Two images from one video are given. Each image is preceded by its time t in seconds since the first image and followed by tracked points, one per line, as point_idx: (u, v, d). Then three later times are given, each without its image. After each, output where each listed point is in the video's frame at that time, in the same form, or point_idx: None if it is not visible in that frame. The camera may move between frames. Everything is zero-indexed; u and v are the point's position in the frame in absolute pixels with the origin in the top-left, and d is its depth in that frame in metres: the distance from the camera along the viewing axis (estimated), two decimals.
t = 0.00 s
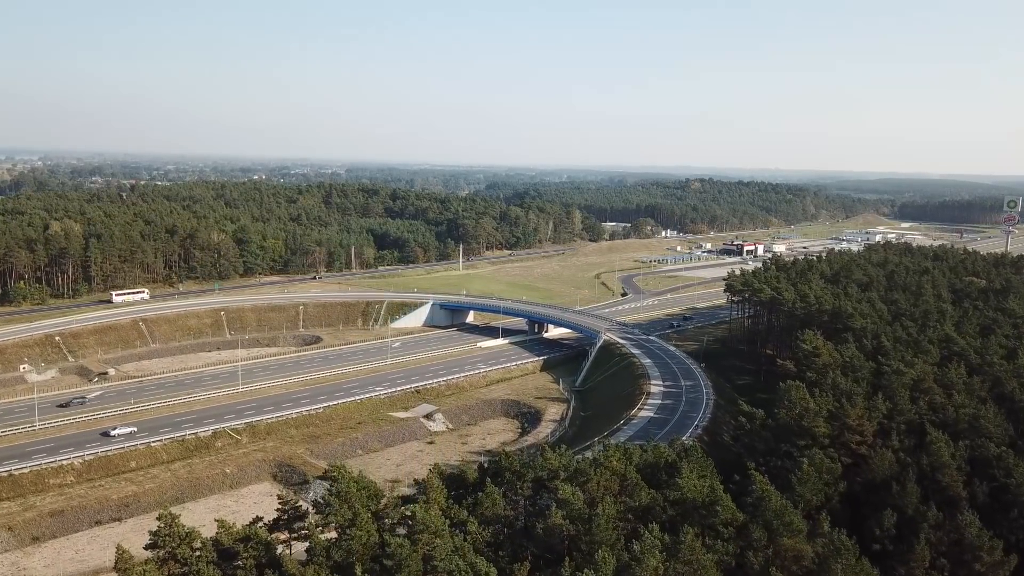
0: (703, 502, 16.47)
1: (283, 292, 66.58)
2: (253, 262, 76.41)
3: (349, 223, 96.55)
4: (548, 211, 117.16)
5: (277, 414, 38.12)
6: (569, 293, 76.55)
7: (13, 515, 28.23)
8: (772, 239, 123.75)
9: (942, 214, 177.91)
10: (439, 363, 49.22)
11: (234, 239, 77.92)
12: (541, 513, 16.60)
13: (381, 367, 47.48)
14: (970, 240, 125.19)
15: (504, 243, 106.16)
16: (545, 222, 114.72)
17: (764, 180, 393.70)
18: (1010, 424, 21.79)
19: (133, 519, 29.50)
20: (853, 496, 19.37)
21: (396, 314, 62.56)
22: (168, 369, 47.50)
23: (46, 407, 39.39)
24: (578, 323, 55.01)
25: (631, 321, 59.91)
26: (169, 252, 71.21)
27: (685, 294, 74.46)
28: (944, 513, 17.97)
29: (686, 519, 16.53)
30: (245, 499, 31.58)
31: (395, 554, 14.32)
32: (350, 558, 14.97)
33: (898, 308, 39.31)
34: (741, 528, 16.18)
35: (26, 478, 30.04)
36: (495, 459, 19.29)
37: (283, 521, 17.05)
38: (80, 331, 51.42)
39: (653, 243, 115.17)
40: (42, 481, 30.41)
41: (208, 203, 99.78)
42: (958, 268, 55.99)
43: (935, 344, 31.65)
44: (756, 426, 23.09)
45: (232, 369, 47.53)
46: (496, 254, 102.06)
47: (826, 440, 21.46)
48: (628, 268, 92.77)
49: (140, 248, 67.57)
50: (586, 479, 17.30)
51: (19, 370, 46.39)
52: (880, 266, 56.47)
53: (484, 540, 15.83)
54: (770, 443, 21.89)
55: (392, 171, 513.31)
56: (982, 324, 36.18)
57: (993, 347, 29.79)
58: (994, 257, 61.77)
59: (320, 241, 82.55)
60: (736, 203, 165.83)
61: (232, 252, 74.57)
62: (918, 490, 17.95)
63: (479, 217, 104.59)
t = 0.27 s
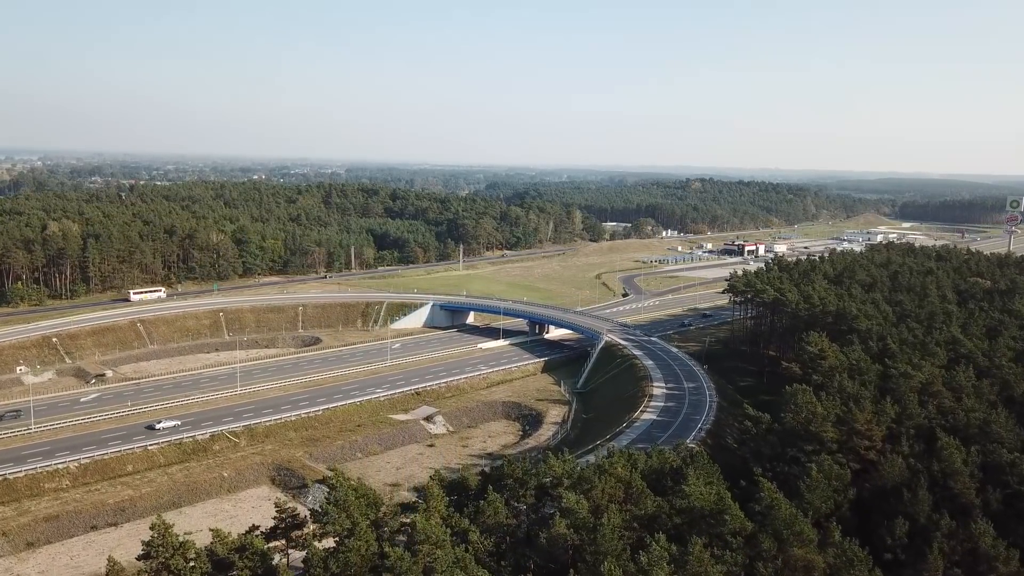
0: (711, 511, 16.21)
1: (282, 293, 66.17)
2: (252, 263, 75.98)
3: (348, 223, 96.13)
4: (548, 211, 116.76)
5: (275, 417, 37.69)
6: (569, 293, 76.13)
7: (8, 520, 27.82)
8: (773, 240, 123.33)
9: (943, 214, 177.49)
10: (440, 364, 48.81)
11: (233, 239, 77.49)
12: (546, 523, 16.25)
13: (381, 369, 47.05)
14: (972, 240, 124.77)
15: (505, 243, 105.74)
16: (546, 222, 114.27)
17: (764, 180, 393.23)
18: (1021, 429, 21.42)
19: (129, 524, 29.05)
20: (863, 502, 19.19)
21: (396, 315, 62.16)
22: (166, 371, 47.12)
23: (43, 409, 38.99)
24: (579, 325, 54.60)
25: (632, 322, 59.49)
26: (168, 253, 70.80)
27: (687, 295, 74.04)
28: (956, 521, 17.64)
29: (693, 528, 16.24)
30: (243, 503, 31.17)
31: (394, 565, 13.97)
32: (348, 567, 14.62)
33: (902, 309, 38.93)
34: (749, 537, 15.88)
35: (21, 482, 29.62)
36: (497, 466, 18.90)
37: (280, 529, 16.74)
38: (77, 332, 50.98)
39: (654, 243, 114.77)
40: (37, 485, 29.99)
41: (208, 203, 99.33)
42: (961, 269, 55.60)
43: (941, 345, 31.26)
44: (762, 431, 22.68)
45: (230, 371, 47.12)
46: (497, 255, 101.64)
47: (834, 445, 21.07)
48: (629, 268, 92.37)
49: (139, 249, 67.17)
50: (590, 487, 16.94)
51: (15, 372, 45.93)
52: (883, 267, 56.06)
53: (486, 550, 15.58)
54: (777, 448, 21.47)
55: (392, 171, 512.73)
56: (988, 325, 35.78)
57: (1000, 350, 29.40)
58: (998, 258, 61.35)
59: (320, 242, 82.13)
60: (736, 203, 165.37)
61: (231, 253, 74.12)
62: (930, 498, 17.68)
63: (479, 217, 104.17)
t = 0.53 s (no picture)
0: (719, 521, 15.81)
1: (282, 294, 65.77)
2: (251, 263, 75.59)
3: (348, 224, 95.72)
4: (549, 211, 116.34)
5: (274, 420, 37.27)
6: (570, 294, 75.72)
7: (3, 525, 27.41)
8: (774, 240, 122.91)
9: (944, 214, 177.13)
10: (440, 366, 48.39)
11: (233, 240, 77.07)
12: (550, 533, 15.85)
13: (381, 371, 46.62)
14: (973, 240, 124.35)
15: (505, 243, 105.33)
16: (546, 222, 113.83)
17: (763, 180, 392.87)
18: None
19: (125, 530, 28.61)
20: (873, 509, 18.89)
21: (396, 316, 61.73)
22: (165, 373, 46.72)
23: (40, 412, 38.59)
24: (580, 326, 54.18)
25: (633, 323, 59.09)
26: (166, 253, 70.40)
27: (688, 295, 73.60)
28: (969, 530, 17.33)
29: (700, 538, 15.86)
30: (241, 507, 30.75)
31: None
32: None
33: (908, 310, 38.49)
34: (759, 547, 15.49)
35: (16, 487, 29.20)
36: (500, 473, 18.48)
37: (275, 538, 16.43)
38: (75, 333, 50.57)
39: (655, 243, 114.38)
40: (32, 490, 29.58)
41: (207, 203, 98.90)
42: (965, 269, 55.19)
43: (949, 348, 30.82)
44: (768, 436, 22.27)
45: (229, 373, 46.70)
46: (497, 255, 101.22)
47: (843, 451, 20.67)
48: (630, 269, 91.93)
49: (138, 249, 66.78)
50: (595, 495, 16.52)
51: (12, 374, 45.53)
52: (887, 267, 55.61)
53: (488, 561, 15.22)
54: (784, 454, 21.09)
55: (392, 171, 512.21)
56: (994, 327, 35.33)
57: (1009, 352, 28.97)
58: (1001, 258, 60.93)
59: (319, 242, 81.70)
60: (737, 203, 164.95)
61: (231, 253, 73.68)
62: (943, 506, 17.37)
63: (479, 217, 103.77)
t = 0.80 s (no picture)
0: (727, 530, 15.44)
1: (281, 294, 65.36)
2: (251, 264, 75.20)
3: (348, 224, 95.30)
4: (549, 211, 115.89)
5: (273, 423, 36.84)
6: (571, 294, 75.29)
7: None
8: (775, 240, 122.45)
9: (945, 214, 176.70)
10: (440, 368, 47.97)
11: (232, 240, 76.65)
12: (554, 542, 15.48)
13: (380, 373, 46.20)
14: (975, 239, 123.87)
15: (505, 243, 104.91)
16: (547, 222, 113.38)
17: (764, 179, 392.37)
18: None
19: (121, 535, 28.22)
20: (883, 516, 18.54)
21: (396, 317, 61.33)
22: (163, 375, 46.33)
23: (36, 415, 38.19)
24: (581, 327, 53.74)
25: (635, 324, 58.64)
26: (165, 253, 69.99)
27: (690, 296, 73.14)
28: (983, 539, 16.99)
29: (708, 547, 15.53)
30: (238, 512, 30.33)
31: None
32: None
33: (913, 311, 38.04)
34: (768, 557, 15.15)
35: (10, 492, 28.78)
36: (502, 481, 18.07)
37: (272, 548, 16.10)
38: (73, 334, 50.18)
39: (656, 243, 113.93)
40: (26, 494, 29.15)
41: (206, 203, 98.48)
42: (970, 270, 54.73)
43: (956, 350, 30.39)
44: (775, 441, 21.87)
45: (227, 375, 46.29)
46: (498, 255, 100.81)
47: (851, 456, 20.27)
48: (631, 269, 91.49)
49: (136, 250, 66.38)
50: (600, 503, 16.16)
51: (9, 376, 45.13)
52: (890, 268, 55.15)
53: (490, 572, 14.87)
54: (791, 459, 20.70)
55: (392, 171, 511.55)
56: (1002, 329, 34.87)
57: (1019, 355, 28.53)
58: (1005, 258, 60.48)
59: (319, 242, 81.28)
60: (738, 203, 164.55)
61: (230, 253, 73.25)
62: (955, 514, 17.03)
63: (479, 217, 103.35)
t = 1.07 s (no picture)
0: (736, 541, 15.06)
1: (280, 295, 64.96)
2: (250, 264, 74.79)
3: (347, 224, 94.86)
4: (549, 211, 115.44)
5: (271, 426, 36.43)
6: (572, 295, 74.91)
7: None
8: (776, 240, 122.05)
9: (946, 214, 176.28)
10: (441, 369, 47.55)
11: (230, 240, 76.23)
12: (559, 553, 15.10)
13: (380, 375, 45.79)
14: (976, 239, 123.49)
15: (505, 243, 104.47)
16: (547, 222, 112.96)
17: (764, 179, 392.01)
18: None
19: (117, 541, 27.80)
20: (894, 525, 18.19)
21: (396, 318, 60.92)
22: (160, 377, 45.92)
23: (32, 417, 37.79)
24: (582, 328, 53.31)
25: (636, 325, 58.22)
26: (163, 254, 69.57)
27: (691, 296, 72.72)
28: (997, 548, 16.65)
29: (717, 558, 15.17)
30: (236, 517, 29.92)
31: None
32: None
33: (918, 313, 37.59)
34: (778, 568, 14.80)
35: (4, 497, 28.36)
36: (504, 488, 17.66)
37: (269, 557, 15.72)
38: (70, 336, 49.76)
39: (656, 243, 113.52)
40: (21, 499, 28.72)
41: (205, 203, 98.04)
42: (974, 271, 54.31)
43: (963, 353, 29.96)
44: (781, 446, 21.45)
45: (226, 377, 45.89)
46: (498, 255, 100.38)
47: (860, 462, 19.86)
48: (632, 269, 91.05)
49: (134, 250, 65.97)
50: (604, 512, 15.79)
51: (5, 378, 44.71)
52: (894, 269, 54.75)
53: None
54: (798, 465, 20.28)
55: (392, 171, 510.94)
56: (1009, 331, 34.43)
57: None
58: (1009, 259, 60.09)
59: (318, 242, 80.85)
60: (738, 203, 164.16)
61: (229, 254, 72.82)
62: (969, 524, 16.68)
63: (479, 217, 102.94)
